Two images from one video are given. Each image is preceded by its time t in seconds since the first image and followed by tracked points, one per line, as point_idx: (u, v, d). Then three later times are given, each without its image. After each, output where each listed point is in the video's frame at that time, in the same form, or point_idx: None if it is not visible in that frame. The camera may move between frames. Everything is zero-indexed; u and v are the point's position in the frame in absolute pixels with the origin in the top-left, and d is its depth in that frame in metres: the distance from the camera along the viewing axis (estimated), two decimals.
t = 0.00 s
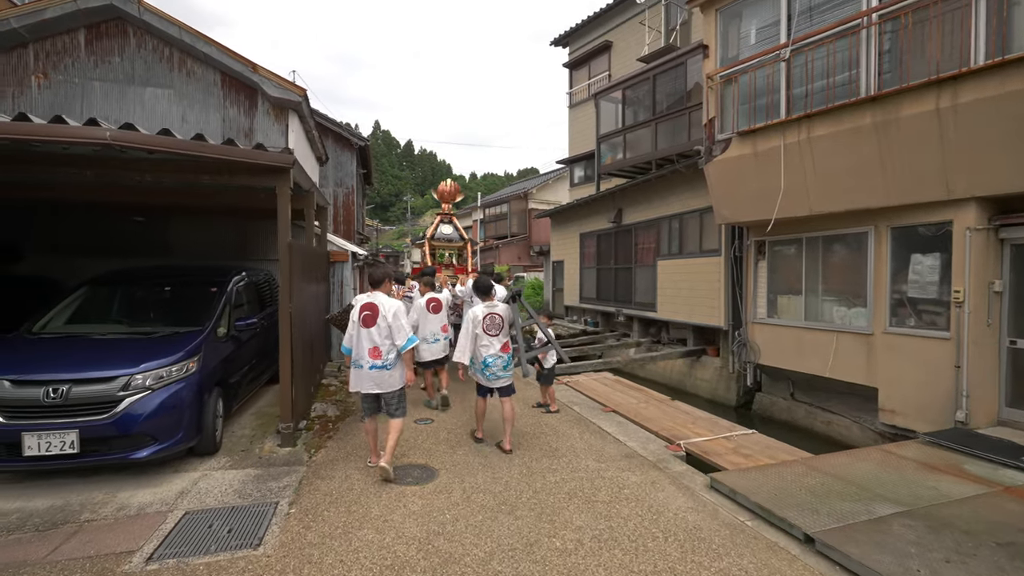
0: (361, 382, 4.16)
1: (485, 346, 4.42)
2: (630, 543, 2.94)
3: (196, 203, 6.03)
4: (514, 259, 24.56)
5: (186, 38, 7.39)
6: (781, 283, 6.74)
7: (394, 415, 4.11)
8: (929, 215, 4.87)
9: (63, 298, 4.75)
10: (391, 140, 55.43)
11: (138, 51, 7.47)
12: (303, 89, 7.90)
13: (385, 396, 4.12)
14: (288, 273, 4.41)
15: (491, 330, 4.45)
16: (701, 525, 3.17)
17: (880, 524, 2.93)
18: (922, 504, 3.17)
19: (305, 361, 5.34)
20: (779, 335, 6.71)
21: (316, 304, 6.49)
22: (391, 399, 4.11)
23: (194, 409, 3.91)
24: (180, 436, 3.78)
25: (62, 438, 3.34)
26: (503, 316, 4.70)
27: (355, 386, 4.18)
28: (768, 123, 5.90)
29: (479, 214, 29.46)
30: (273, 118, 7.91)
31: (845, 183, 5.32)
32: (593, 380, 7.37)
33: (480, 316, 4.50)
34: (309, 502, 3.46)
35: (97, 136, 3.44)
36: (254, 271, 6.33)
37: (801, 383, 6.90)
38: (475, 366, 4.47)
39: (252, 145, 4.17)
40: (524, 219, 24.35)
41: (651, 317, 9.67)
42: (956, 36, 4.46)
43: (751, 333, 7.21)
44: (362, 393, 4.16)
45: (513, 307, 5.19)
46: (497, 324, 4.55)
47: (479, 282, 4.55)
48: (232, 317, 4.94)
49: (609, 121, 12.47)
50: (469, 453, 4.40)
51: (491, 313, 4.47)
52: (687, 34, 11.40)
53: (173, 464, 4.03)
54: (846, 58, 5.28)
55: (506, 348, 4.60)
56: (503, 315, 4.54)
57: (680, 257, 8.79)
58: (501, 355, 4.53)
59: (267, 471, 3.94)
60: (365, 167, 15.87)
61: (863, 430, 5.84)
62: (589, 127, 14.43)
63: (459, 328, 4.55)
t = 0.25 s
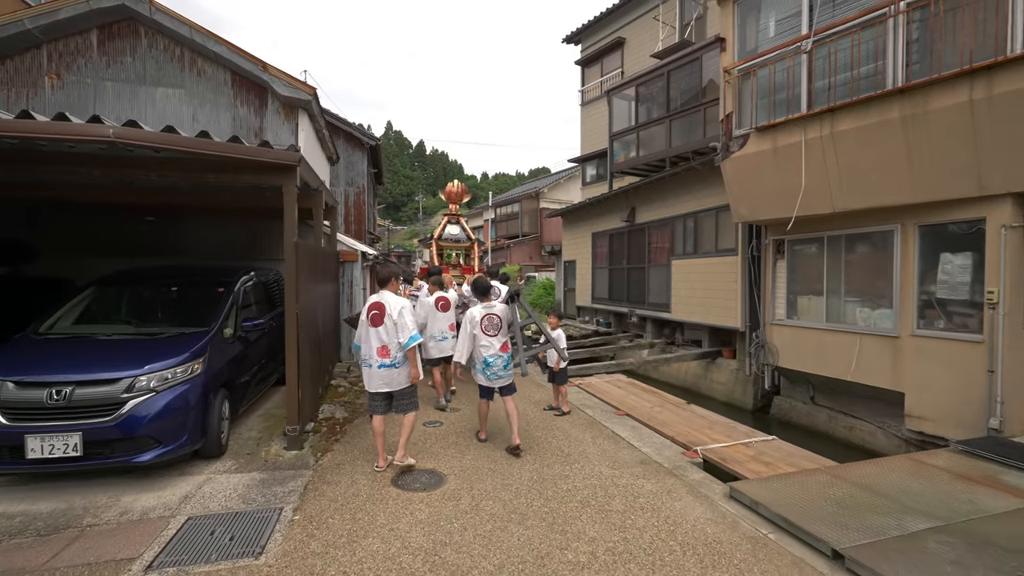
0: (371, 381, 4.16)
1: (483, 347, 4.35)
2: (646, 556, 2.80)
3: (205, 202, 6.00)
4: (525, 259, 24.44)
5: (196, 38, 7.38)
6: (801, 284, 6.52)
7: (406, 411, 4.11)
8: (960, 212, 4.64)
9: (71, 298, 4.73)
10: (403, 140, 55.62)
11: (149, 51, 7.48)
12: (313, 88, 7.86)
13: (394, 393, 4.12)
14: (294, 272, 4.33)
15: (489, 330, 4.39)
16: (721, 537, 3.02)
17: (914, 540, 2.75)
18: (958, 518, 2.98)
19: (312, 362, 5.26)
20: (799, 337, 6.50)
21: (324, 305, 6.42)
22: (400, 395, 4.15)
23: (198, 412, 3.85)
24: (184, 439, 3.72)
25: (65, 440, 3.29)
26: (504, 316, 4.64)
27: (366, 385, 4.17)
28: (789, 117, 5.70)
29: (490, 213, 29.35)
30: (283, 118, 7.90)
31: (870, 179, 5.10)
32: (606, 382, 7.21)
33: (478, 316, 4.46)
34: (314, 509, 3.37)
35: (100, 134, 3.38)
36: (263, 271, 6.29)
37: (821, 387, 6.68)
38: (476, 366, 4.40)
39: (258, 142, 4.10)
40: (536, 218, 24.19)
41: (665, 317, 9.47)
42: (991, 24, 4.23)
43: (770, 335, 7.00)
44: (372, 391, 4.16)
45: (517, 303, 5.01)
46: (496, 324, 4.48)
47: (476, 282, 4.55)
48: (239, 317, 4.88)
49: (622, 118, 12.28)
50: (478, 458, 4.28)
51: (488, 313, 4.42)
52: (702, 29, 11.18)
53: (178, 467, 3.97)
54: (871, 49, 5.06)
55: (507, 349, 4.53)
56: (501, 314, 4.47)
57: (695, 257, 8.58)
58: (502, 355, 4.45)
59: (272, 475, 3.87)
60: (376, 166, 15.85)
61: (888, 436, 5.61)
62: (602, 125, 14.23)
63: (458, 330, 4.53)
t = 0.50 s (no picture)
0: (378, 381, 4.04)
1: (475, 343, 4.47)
2: (659, 570, 2.65)
3: (210, 201, 5.95)
4: (535, 258, 24.28)
5: (203, 36, 7.35)
6: (820, 283, 6.30)
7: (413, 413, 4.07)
8: (990, 208, 4.41)
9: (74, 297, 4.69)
10: (413, 140, 55.72)
11: (157, 49, 7.46)
12: (320, 85, 7.79)
13: (401, 394, 4.03)
14: (296, 271, 4.23)
15: (482, 326, 4.49)
16: (739, 550, 2.85)
17: (947, 557, 2.57)
18: (995, 533, 2.79)
19: (317, 362, 5.17)
20: (817, 338, 6.28)
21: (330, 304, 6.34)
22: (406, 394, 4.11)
23: (199, 413, 3.77)
24: (184, 442, 3.64)
25: (61, 442, 3.23)
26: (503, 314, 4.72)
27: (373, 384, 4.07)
28: (807, 110, 5.49)
29: (500, 213, 29.21)
30: (290, 116, 7.84)
31: (893, 174, 4.89)
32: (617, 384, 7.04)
33: (474, 313, 4.60)
34: (313, 515, 3.26)
35: (97, 129, 3.31)
36: (268, 270, 6.22)
37: (840, 390, 6.46)
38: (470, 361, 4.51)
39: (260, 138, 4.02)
40: (546, 217, 24.02)
41: (677, 318, 9.27)
42: None
43: (786, 336, 6.78)
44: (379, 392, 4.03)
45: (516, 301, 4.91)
46: (491, 321, 4.59)
47: (476, 281, 4.72)
48: (242, 317, 4.81)
49: (633, 115, 12.07)
50: (484, 462, 4.15)
51: (482, 311, 4.53)
52: (715, 23, 10.95)
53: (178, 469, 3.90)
54: (895, 38, 4.83)
55: (503, 345, 4.61)
56: (496, 311, 4.56)
57: (709, 256, 8.37)
58: (496, 351, 4.51)
59: (273, 479, 3.77)
60: (385, 165, 15.79)
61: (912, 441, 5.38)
62: (612, 122, 14.02)
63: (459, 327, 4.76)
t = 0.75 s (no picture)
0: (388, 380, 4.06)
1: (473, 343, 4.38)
2: None
3: (212, 199, 5.88)
4: (543, 258, 24.12)
5: (207, 33, 7.29)
6: (838, 284, 6.06)
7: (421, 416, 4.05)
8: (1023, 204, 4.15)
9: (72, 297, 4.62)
10: (423, 140, 55.79)
11: (161, 48, 7.42)
12: (324, 83, 7.70)
13: (409, 395, 4.02)
14: (294, 271, 4.11)
15: (481, 327, 4.40)
16: (756, 570, 2.67)
17: None
18: None
19: (317, 363, 5.06)
20: (835, 340, 6.04)
21: (332, 305, 6.24)
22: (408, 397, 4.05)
23: (194, 417, 3.67)
24: (177, 447, 3.54)
25: (50, 447, 3.13)
26: (501, 315, 4.64)
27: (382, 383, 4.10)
28: (826, 103, 5.27)
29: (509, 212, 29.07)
30: (295, 114, 7.76)
31: (918, 169, 4.64)
32: (626, 386, 6.86)
33: (473, 314, 4.49)
34: (308, 524, 3.13)
35: (86, 125, 3.23)
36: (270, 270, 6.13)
37: (859, 394, 6.21)
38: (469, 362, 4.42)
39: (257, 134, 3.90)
40: (555, 217, 23.81)
41: (688, 318, 9.05)
42: None
43: (802, 338, 6.55)
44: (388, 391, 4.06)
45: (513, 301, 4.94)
46: (489, 323, 4.49)
47: (475, 282, 4.57)
48: (241, 318, 4.70)
49: (643, 112, 11.86)
50: (486, 470, 4.00)
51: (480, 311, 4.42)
52: (727, 17, 10.71)
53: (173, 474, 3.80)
54: (921, 26, 4.59)
55: (502, 347, 4.51)
56: (495, 312, 4.46)
57: (721, 255, 8.15)
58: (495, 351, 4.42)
59: (268, 486, 3.66)
60: (392, 164, 15.71)
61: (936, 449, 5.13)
62: (622, 120, 13.80)
63: (456, 329, 4.66)
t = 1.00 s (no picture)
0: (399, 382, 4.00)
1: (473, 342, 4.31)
2: None
3: (215, 199, 5.82)
4: (553, 258, 23.94)
5: (213, 33, 7.24)
6: (858, 284, 5.82)
7: (425, 421, 3.90)
8: None
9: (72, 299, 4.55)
10: (433, 140, 55.85)
11: (167, 48, 7.39)
12: (330, 81, 7.62)
13: (418, 399, 3.90)
14: (293, 271, 4.00)
15: (481, 326, 4.33)
16: None
17: None
18: None
19: (319, 366, 4.95)
20: (855, 343, 5.80)
21: (337, 305, 6.14)
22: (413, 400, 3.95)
23: (189, 422, 3.57)
24: (172, 453, 3.44)
25: (42, 453, 3.05)
26: (502, 316, 4.54)
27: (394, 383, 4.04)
28: (846, 96, 5.04)
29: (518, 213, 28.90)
30: (300, 113, 7.69)
31: (946, 163, 4.39)
32: (636, 390, 6.68)
33: (473, 314, 4.46)
34: (303, 536, 3.01)
35: (77, 121, 3.13)
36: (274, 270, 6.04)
37: (880, 399, 5.97)
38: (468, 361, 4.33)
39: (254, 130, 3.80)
40: (564, 216, 23.61)
41: (700, 320, 8.83)
42: None
43: (820, 340, 6.32)
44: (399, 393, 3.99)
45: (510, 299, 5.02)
46: (489, 322, 4.40)
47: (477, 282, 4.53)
48: (242, 320, 4.61)
49: (654, 109, 11.64)
50: (490, 478, 3.85)
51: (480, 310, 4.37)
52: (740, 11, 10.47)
53: (169, 480, 3.72)
54: (948, 12, 4.35)
55: (502, 345, 4.39)
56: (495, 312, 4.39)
57: (734, 255, 7.92)
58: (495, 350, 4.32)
59: (265, 493, 3.55)
60: (400, 164, 15.64)
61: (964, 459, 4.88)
62: (632, 118, 13.58)
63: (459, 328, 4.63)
